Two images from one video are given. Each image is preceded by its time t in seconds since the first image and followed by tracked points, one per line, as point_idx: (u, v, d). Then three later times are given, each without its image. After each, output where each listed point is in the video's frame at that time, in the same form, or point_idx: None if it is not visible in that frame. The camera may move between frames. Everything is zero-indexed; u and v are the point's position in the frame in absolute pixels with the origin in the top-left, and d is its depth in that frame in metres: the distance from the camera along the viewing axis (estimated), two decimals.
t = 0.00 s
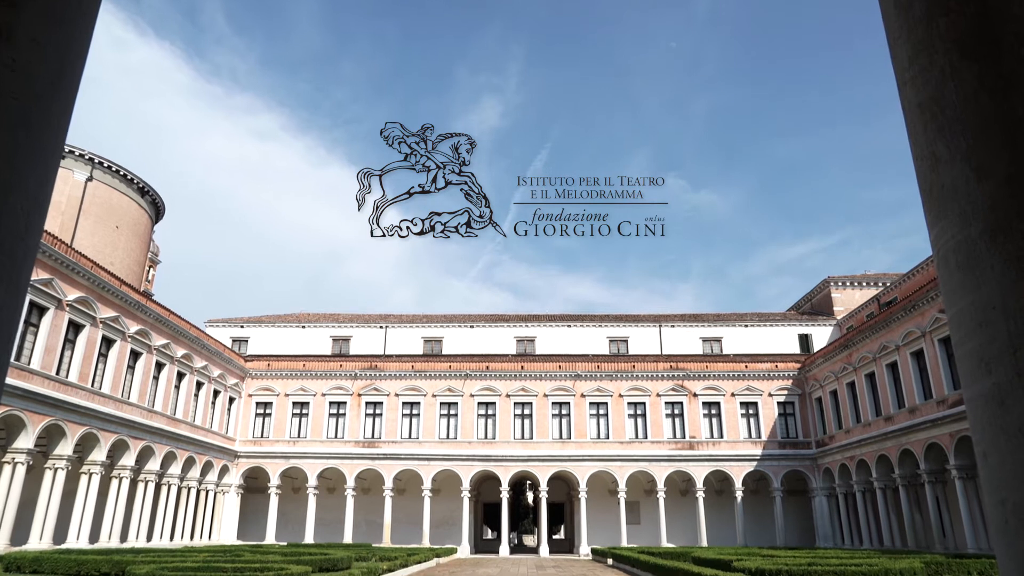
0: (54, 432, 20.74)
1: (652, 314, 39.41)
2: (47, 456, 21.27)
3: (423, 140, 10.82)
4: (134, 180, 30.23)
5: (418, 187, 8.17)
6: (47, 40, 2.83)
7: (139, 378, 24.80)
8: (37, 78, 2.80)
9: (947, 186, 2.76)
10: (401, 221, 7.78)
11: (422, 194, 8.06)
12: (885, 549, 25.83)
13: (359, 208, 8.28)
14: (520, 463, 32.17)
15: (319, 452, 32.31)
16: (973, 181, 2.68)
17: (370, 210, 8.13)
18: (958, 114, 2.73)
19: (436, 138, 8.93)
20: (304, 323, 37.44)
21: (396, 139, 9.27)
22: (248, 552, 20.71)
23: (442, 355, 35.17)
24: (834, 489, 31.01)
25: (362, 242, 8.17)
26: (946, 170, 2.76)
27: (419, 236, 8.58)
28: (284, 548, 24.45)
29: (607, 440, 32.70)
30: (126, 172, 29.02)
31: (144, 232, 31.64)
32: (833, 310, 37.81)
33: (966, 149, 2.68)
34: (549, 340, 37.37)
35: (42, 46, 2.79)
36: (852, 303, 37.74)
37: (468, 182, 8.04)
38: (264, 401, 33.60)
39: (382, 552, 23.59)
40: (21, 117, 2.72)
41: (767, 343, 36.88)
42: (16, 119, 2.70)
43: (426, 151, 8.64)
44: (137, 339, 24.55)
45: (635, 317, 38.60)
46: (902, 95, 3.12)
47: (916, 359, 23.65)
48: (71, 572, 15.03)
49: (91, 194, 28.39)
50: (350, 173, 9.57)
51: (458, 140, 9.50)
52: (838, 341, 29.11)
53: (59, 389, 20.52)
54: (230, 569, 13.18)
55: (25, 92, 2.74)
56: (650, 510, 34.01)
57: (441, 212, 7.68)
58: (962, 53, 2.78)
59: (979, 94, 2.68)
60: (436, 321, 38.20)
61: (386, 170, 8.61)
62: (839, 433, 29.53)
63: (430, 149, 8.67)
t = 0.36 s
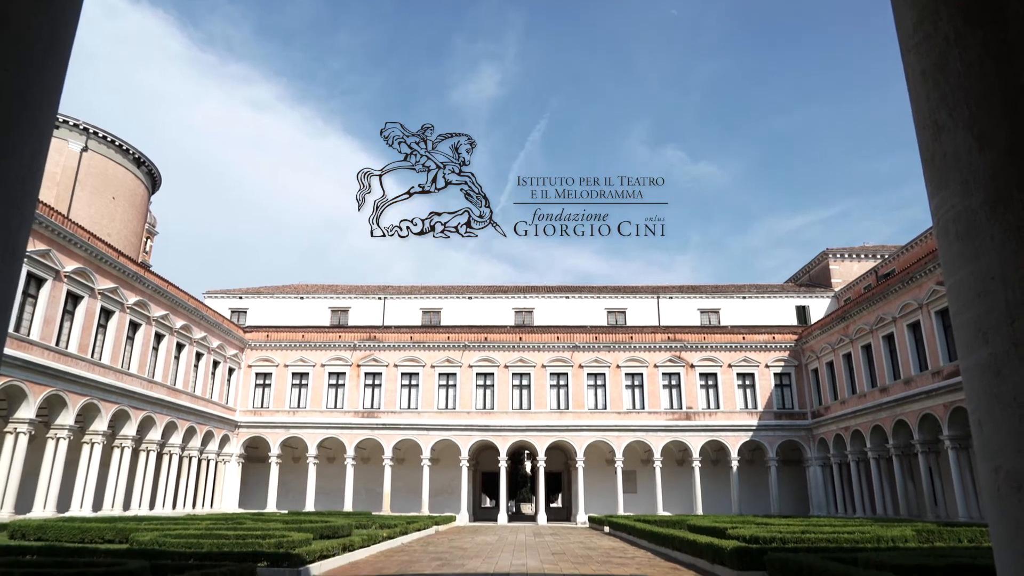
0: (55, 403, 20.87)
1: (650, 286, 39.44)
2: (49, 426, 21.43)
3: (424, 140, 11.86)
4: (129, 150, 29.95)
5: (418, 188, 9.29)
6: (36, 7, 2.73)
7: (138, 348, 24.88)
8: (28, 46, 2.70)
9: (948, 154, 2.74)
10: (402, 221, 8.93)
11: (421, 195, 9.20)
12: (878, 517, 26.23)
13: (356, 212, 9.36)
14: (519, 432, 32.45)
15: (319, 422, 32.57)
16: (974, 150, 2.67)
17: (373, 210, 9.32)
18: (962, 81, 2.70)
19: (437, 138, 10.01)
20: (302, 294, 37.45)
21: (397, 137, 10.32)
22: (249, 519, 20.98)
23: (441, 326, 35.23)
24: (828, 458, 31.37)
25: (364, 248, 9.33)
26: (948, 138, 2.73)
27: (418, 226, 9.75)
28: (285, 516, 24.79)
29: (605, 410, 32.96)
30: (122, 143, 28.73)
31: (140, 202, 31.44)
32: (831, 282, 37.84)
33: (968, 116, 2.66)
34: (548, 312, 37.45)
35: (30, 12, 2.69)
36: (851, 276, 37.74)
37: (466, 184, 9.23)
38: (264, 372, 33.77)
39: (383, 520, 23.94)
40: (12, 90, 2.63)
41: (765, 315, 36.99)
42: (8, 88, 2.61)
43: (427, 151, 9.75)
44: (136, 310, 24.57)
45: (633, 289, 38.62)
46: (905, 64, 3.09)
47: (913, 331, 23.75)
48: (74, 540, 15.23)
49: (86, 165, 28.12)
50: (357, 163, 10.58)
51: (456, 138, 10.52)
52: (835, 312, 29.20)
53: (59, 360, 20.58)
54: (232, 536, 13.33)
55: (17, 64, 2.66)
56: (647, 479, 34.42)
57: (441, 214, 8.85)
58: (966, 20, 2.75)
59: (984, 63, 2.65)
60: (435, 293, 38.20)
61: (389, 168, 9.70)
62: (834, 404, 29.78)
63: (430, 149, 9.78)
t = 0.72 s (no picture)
0: (56, 374, 20.96)
1: (649, 259, 39.42)
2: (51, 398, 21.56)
3: (424, 136, 13.13)
4: (125, 121, 29.70)
5: (419, 187, 10.59)
6: None
7: (138, 320, 24.93)
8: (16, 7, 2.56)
9: (951, 124, 2.71)
10: (404, 221, 10.36)
11: (422, 194, 10.51)
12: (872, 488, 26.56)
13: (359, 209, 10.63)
14: (517, 404, 32.68)
15: (319, 394, 32.78)
16: (978, 120, 2.64)
17: (376, 208, 10.59)
18: (967, 48, 2.67)
19: (436, 138, 11.27)
20: (300, 267, 37.43)
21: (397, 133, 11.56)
22: (251, 490, 21.19)
23: (440, 298, 35.25)
24: (824, 430, 31.66)
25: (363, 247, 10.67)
26: (952, 107, 2.70)
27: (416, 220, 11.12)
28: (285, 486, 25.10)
29: (603, 382, 33.18)
30: (117, 114, 28.48)
31: (137, 174, 31.27)
32: (830, 255, 37.79)
33: (974, 83, 2.62)
34: (546, 285, 37.47)
35: None
36: (850, 249, 37.68)
37: (465, 183, 10.62)
38: (264, 344, 33.90)
39: (383, 490, 24.22)
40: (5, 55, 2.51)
41: (763, 288, 37.05)
42: None
43: (427, 151, 11.02)
44: (134, 282, 24.55)
45: (633, 262, 38.60)
46: (910, 33, 3.04)
47: (910, 304, 23.82)
48: (78, 509, 15.43)
49: (82, 136, 27.90)
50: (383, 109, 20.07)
51: (450, 138, 11.92)
52: (834, 286, 29.24)
53: (58, 332, 20.59)
54: (234, 505, 13.49)
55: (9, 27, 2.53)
56: (644, 450, 34.79)
57: (440, 215, 10.23)
58: None
59: (989, 30, 2.62)
60: (433, 265, 38.16)
61: (391, 168, 10.92)
62: (831, 376, 29.98)
63: (429, 149, 11.08)
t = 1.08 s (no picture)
0: (57, 348, 21.02)
1: (649, 233, 39.31)
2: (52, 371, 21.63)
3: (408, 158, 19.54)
4: (121, 93, 29.41)
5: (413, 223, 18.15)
6: None
7: (138, 294, 24.94)
8: None
9: (956, 95, 2.67)
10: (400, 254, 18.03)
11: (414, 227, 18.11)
12: (867, 460, 26.85)
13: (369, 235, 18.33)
14: (517, 377, 32.82)
15: (319, 367, 32.92)
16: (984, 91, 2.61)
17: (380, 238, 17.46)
18: (974, 17, 2.63)
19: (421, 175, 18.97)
20: (299, 240, 37.33)
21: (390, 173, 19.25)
22: (253, 461, 21.41)
23: (439, 272, 35.23)
24: (821, 404, 31.87)
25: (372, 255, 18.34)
26: (958, 77, 2.66)
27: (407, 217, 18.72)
28: (286, 458, 25.33)
29: (602, 355, 33.30)
30: (113, 86, 28.19)
31: (134, 147, 31.04)
32: (830, 230, 37.69)
33: (980, 54, 2.59)
34: (546, 259, 37.42)
35: None
36: (850, 223, 37.56)
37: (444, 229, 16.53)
38: (264, 317, 33.96)
39: (383, 462, 24.47)
40: None
41: (763, 262, 37.03)
42: None
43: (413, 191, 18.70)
44: (133, 256, 24.51)
45: (633, 236, 38.50)
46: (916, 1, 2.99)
47: (910, 278, 23.81)
48: (82, 480, 15.62)
49: (77, 108, 27.63)
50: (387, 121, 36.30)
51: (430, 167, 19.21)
52: (833, 260, 29.19)
53: (58, 306, 20.61)
54: (236, 477, 13.63)
55: None
56: (643, 423, 35.06)
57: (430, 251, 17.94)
58: None
59: None
60: (433, 239, 38.07)
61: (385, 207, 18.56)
62: (829, 350, 30.10)
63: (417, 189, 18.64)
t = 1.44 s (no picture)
0: (57, 323, 21.04)
1: (649, 208, 39.19)
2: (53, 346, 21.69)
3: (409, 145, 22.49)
4: (117, 67, 29.10)
5: (422, 186, 20.10)
6: None
7: (137, 270, 24.91)
8: None
9: (961, 67, 2.65)
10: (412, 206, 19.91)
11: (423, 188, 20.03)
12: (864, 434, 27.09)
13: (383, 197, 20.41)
14: (516, 352, 32.94)
15: (319, 342, 33.01)
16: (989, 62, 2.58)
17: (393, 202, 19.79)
18: None
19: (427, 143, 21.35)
20: (298, 216, 37.22)
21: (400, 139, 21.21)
22: (255, 435, 21.59)
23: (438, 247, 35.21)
24: (819, 378, 32.04)
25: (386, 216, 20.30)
26: (963, 49, 2.64)
27: (410, 195, 20.97)
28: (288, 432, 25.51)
29: (601, 331, 33.39)
30: (109, 60, 27.88)
31: (131, 122, 30.80)
32: (830, 205, 37.56)
33: (987, 26, 2.57)
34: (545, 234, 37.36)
35: None
36: (851, 199, 37.42)
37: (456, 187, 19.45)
38: (263, 293, 34.00)
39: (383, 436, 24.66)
40: None
41: (763, 238, 36.98)
42: None
43: (422, 156, 20.81)
44: (131, 232, 24.43)
45: (632, 211, 38.40)
46: None
47: (909, 254, 23.80)
48: (85, 454, 15.75)
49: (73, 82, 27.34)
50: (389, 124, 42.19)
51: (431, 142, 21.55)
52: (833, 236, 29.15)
53: (58, 282, 20.57)
54: (237, 451, 13.75)
55: None
56: (642, 398, 35.28)
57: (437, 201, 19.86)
58: None
59: None
60: (432, 214, 37.97)
61: (397, 170, 20.69)
62: (828, 326, 30.19)
63: (424, 156, 20.75)
